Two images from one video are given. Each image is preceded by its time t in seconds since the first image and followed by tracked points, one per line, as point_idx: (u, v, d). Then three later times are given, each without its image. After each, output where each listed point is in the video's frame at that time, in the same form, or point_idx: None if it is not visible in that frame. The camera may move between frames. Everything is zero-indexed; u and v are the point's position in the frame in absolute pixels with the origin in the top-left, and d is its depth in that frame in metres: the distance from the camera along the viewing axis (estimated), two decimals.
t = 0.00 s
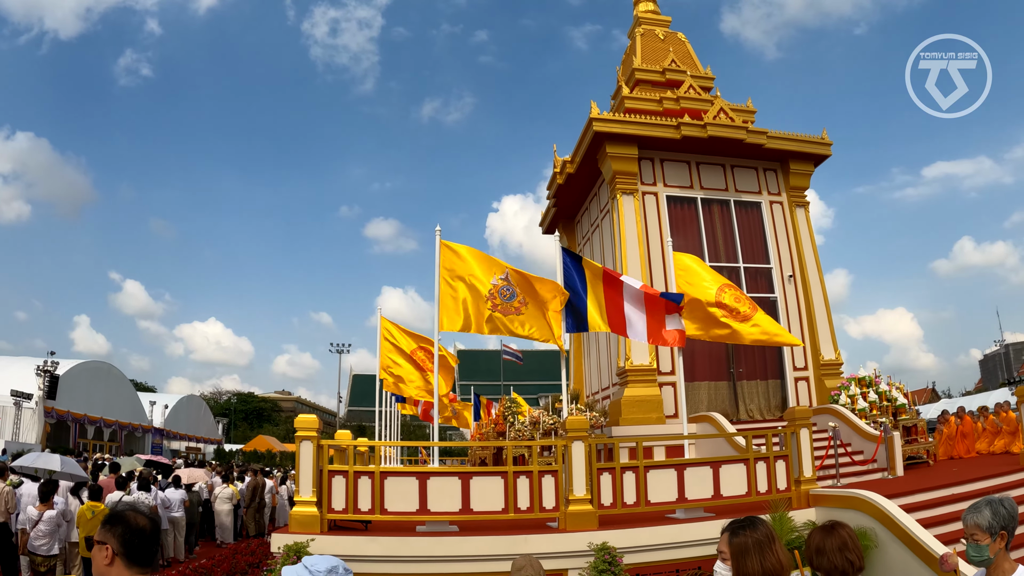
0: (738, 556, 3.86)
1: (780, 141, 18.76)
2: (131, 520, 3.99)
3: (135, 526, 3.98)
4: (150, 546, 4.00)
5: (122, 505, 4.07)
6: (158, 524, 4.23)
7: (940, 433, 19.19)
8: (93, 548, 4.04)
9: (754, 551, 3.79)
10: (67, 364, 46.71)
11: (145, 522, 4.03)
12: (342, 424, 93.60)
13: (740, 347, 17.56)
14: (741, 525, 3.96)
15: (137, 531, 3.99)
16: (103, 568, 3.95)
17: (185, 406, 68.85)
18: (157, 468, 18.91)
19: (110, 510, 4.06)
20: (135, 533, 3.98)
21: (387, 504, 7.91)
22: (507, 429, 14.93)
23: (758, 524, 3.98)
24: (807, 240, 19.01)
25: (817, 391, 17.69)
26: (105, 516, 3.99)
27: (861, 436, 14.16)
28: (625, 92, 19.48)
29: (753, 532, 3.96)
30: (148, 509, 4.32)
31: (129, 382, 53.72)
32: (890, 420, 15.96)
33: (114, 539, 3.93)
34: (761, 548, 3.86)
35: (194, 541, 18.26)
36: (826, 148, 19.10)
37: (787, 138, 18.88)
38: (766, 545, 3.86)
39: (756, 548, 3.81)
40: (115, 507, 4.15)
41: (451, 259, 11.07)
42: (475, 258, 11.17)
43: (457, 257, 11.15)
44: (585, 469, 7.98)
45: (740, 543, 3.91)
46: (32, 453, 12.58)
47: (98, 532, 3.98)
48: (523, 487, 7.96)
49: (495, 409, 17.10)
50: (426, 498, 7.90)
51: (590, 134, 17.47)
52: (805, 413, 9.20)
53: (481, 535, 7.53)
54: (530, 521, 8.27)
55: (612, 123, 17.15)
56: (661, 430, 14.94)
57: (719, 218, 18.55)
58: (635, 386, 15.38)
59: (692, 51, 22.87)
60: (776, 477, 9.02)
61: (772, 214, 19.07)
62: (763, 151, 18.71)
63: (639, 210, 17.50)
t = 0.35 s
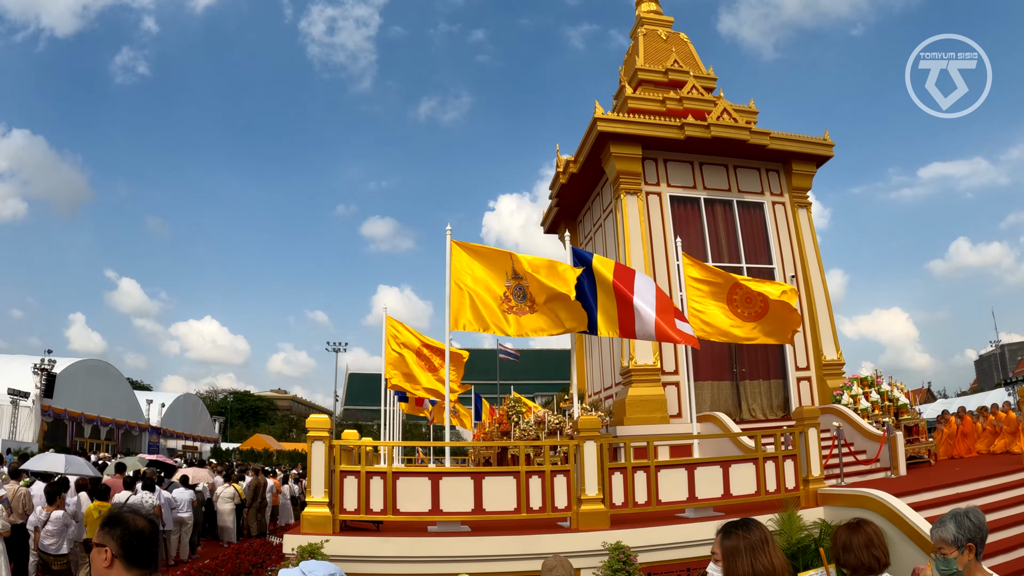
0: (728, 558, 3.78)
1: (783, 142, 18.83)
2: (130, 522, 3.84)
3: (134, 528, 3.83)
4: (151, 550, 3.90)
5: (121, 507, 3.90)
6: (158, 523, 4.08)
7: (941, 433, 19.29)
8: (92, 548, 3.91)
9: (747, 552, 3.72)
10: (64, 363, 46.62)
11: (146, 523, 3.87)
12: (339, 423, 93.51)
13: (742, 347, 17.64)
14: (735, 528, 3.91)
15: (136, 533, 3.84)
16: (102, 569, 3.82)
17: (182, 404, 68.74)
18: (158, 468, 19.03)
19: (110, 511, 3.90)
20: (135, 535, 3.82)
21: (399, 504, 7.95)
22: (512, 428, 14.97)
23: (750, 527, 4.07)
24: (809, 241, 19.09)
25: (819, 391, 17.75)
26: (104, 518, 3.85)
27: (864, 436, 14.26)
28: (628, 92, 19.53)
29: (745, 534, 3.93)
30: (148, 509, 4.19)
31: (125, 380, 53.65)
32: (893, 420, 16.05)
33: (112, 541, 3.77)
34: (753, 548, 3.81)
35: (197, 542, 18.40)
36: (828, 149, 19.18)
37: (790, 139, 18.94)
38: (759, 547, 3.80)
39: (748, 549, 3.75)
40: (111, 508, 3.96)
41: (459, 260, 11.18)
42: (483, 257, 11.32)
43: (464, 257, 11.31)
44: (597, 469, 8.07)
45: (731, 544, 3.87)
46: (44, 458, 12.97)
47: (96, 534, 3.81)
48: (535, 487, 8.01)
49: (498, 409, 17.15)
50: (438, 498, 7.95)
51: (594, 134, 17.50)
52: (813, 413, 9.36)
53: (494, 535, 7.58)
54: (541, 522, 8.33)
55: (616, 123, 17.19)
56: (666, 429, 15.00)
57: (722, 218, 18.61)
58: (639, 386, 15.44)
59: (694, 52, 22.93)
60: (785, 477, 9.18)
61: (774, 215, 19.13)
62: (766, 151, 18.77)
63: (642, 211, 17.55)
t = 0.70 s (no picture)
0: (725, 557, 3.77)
1: (788, 143, 18.95)
2: (121, 528, 4.00)
3: (128, 532, 4.01)
4: (139, 552, 4.02)
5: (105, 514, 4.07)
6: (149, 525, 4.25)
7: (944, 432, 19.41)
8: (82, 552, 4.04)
9: (743, 548, 3.70)
10: (65, 362, 46.70)
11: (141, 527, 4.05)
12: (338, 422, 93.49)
13: (747, 347, 17.75)
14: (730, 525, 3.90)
15: (128, 537, 4.00)
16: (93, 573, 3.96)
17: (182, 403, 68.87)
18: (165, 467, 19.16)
19: (99, 515, 4.07)
20: (126, 539, 4.00)
21: (417, 502, 8.05)
22: (520, 427, 15.08)
23: (751, 523, 4.07)
24: (814, 242, 19.22)
25: (823, 390, 17.88)
26: (92, 523, 3.97)
27: (870, 435, 14.40)
28: (634, 93, 19.64)
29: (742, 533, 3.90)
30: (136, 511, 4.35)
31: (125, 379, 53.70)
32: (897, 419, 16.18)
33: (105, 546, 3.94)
34: (751, 546, 3.75)
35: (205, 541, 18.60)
36: (832, 150, 19.31)
37: (794, 140, 19.06)
38: (757, 543, 3.74)
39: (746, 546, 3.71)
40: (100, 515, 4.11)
41: (475, 260, 11.30)
42: (500, 258, 11.42)
43: (481, 257, 11.42)
44: (613, 467, 8.21)
45: (730, 542, 3.78)
46: (60, 460, 13.05)
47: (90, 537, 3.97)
48: (551, 485, 8.16)
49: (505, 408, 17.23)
50: (455, 496, 8.08)
51: (601, 134, 17.62)
52: (823, 412, 9.55)
53: (511, 533, 7.70)
54: (556, 519, 8.46)
55: (623, 124, 17.30)
56: (672, 428, 15.12)
57: (727, 219, 18.74)
58: (645, 385, 15.56)
59: (699, 53, 23.05)
60: (796, 474, 9.38)
61: (779, 215, 19.26)
62: (771, 152, 18.89)
63: (649, 211, 17.66)
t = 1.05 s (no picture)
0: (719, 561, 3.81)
1: (793, 144, 19.04)
2: (116, 531, 4.04)
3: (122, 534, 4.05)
4: (138, 555, 4.06)
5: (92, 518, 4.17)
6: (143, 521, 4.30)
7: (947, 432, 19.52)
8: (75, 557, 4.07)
9: (735, 555, 3.76)
10: (65, 361, 46.73)
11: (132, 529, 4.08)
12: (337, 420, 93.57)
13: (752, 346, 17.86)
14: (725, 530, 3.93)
15: (122, 540, 4.04)
16: None
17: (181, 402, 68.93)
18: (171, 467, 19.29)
19: (93, 519, 4.11)
20: (120, 542, 4.04)
21: (434, 502, 8.12)
22: (528, 427, 15.19)
23: (742, 532, 4.16)
24: (818, 242, 19.33)
25: (827, 390, 18.01)
26: (88, 527, 4.02)
27: (875, 435, 14.52)
28: (640, 94, 19.72)
29: (735, 539, 4.08)
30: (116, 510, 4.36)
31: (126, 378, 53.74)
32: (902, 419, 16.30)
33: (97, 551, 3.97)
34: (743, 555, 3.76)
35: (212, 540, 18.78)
36: (837, 151, 19.41)
37: (799, 141, 19.16)
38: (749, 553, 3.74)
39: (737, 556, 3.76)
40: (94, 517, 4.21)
41: (492, 260, 11.32)
42: (516, 259, 11.45)
43: (497, 257, 11.44)
44: (628, 466, 8.32)
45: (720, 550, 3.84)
46: (88, 459, 13.49)
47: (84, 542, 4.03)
48: (567, 485, 8.26)
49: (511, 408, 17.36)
50: (472, 496, 8.16)
51: (608, 135, 17.70)
52: (834, 412, 9.70)
53: (528, 532, 7.80)
54: (571, 519, 8.57)
55: (630, 125, 17.39)
56: (679, 428, 15.22)
57: (732, 219, 18.83)
58: (652, 384, 15.66)
59: (704, 53, 23.14)
60: (807, 473, 9.53)
61: (783, 216, 19.37)
62: (776, 153, 18.98)
63: (655, 212, 17.76)
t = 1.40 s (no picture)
0: (717, 554, 3.93)
1: (799, 144, 19.12)
2: (122, 534, 4.16)
3: (128, 535, 4.18)
4: (147, 556, 4.20)
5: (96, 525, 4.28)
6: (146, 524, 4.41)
7: (950, 430, 19.66)
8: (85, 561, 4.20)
9: (734, 551, 3.85)
10: (65, 359, 46.73)
11: (137, 532, 4.21)
12: (336, 419, 93.60)
13: (758, 346, 17.96)
14: (727, 524, 4.03)
15: (128, 542, 4.16)
16: None
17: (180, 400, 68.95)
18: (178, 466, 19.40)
19: (100, 525, 4.22)
20: (125, 544, 4.15)
21: (452, 501, 8.19)
22: (536, 426, 15.26)
23: (744, 527, 4.11)
24: (823, 242, 19.44)
25: (833, 389, 18.10)
26: (94, 534, 4.15)
27: (881, 433, 14.63)
28: (646, 93, 19.81)
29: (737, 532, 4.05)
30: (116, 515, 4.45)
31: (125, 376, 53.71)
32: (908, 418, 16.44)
33: (105, 552, 4.10)
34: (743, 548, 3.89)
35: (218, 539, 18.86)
36: (842, 151, 19.51)
37: (805, 141, 19.25)
38: (749, 549, 3.86)
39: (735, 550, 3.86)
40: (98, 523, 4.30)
41: (510, 260, 11.44)
42: (534, 258, 11.54)
43: (515, 257, 11.56)
44: (645, 464, 8.45)
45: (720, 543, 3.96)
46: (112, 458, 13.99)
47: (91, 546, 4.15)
48: (585, 482, 8.37)
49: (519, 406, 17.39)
50: (491, 494, 8.23)
51: (615, 134, 17.78)
52: (846, 411, 9.85)
53: (546, 530, 7.89)
54: (588, 516, 8.69)
55: (637, 124, 17.47)
56: (687, 425, 15.32)
57: (738, 219, 18.92)
58: (660, 382, 15.76)
59: (709, 53, 23.23)
60: (819, 470, 9.68)
61: (789, 216, 19.47)
62: (782, 153, 19.07)
63: (662, 211, 17.85)
